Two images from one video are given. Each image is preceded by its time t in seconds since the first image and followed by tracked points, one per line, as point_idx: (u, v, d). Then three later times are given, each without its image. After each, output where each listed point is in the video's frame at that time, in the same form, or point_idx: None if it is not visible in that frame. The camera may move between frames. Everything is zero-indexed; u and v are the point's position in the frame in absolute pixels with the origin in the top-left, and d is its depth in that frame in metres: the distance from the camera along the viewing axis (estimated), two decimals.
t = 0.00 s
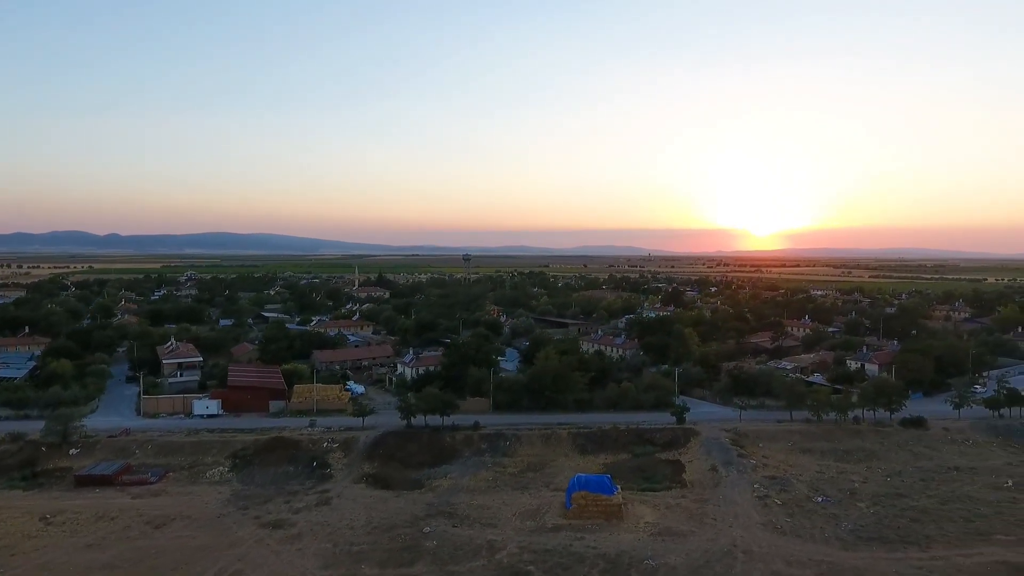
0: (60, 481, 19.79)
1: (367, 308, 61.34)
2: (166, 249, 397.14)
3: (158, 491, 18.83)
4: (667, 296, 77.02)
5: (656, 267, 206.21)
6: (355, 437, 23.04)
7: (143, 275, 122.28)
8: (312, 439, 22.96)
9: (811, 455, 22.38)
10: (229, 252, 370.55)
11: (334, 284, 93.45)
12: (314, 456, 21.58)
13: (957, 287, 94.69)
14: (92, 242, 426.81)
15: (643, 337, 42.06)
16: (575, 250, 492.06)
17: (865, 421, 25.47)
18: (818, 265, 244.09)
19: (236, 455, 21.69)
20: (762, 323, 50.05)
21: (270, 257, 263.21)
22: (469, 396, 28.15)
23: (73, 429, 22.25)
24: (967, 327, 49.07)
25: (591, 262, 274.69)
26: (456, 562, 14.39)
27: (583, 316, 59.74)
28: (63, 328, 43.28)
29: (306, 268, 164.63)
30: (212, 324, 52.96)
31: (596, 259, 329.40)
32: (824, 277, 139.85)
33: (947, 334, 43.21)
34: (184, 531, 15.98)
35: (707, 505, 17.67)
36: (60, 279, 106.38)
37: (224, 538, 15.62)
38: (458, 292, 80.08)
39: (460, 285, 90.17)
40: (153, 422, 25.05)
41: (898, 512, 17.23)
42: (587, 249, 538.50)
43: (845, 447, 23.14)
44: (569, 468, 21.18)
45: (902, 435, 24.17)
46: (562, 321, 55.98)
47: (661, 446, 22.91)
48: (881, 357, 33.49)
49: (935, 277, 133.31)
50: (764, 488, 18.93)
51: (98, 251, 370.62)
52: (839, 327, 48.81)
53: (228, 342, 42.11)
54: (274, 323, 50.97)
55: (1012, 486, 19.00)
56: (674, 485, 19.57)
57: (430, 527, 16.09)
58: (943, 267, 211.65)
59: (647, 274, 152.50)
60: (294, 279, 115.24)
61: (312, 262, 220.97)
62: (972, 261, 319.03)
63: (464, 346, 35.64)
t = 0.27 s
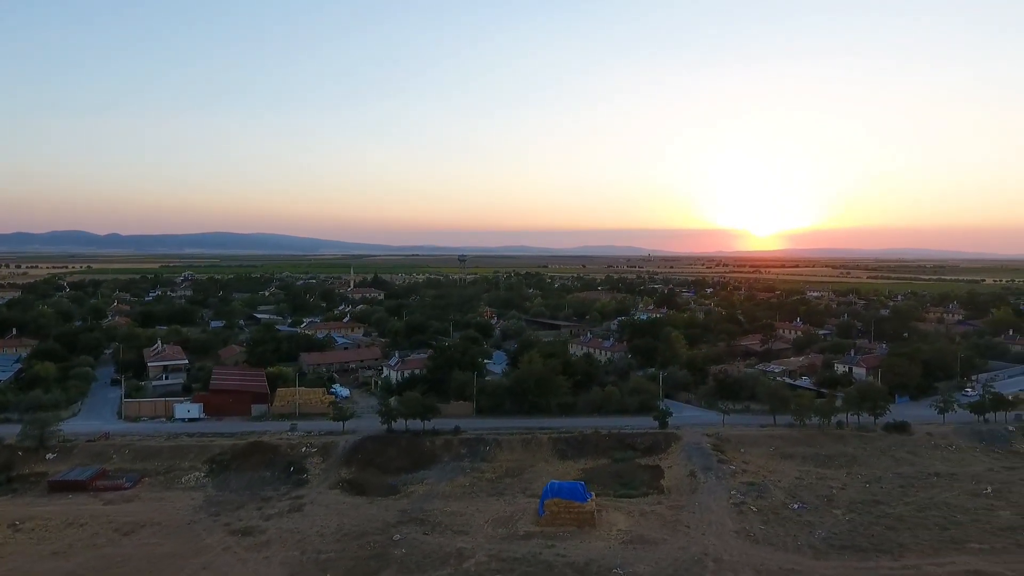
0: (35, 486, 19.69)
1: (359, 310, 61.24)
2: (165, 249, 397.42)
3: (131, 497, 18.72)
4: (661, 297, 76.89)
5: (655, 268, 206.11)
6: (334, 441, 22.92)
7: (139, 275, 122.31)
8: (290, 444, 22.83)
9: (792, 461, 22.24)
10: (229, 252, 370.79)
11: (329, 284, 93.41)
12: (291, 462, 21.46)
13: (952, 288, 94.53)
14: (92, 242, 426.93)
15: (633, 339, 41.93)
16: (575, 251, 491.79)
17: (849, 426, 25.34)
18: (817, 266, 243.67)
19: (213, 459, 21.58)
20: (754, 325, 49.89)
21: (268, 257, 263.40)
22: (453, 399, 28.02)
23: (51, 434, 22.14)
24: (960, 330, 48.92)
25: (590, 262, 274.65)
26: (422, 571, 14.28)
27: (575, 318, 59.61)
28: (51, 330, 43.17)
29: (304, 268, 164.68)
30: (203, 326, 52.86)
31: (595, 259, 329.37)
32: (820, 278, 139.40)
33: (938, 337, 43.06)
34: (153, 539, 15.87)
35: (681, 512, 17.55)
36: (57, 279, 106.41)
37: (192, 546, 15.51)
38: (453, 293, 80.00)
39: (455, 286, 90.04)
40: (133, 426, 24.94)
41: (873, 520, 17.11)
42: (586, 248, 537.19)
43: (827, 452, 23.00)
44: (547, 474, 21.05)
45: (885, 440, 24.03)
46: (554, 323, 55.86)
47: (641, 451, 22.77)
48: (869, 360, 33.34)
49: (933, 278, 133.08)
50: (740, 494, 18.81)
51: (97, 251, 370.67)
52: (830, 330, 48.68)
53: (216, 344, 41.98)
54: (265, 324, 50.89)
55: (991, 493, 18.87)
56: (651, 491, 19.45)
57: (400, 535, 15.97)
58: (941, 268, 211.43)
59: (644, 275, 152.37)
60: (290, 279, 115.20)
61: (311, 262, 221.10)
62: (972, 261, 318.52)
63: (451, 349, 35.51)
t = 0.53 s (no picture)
0: (11, 491, 19.59)
1: (353, 311, 61.14)
2: (164, 249, 397.26)
3: (107, 502, 18.61)
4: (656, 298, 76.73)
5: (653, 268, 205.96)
6: (315, 446, 22.81)
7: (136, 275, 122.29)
8: (271, 448, 22.72)
9: (775, 466, 22.12)
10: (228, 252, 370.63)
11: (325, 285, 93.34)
12: (270, 466, 21.35)
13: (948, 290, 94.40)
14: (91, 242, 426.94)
15: (623, 341, 41.79)
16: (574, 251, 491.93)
17: (834, 430, 25.21)
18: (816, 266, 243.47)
19: (193, 464, 21.46)
20: (747, 327, 49.76)
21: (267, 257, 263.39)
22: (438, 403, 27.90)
23: (30, 437, 22.04)
24: (953, 332, 48.76)
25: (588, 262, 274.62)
26: None
27: (569, 320, 59.49)
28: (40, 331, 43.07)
29: (302, 268, 164.63)
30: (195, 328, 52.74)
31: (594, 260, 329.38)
32: (818, 279, 139.28)
33: (930, 340, 42.90)
34: (124, 545, 15.77)
35: (659, 518, 17.43)
36: (53, 280, 106.35)
37: (163, 552, 15.40)
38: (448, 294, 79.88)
39: (451, 287, 89.89)
40: (115, 430, 24.83)
41: (851, 526, 16.99)
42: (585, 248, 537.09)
43: (811, 457, 22.87)
44: (528, 479, 20.94)
45: (870, 445, 23.89)
46: (547, 325, 55.76)
47: (624, 456, 22.65)
48: (859, 363, 33.18)
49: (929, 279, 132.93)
50: (720, 500, 18.69)
51: (96, 250, 370.65)
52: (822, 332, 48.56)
53: (205, 346, 41.86)
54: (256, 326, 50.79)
55: (972, 499, 18.76)
56: (630, 496, 19.34)
57: (373, 541, 15.88)
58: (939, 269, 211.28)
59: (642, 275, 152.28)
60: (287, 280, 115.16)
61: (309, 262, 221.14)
62: (972, 262, 318.38)
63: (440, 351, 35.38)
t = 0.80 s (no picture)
0: None
1: (345, 312, 61.02)
2: (163, 249, 397.08)
3: (83, 507, 18.52)
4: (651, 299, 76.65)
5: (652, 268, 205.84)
6: (296, 449, 22.71)
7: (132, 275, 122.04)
8: (252, 451, 22.62)
9: (757, 471, 22.03)
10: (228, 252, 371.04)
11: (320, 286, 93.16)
12: (251, 470, 21.27)
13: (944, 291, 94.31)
14: (91, 242, 426.47)
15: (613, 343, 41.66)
16: (573, 251, 491.36)
17: (819, 434, 25.11)
18: (815, 267, 243.27)
19: (173, 468, 21.38)
20: (739, 329, 49.61)
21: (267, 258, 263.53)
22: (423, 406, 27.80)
23: (10, 441, 21.93)
24: (945, 334, 48.63)
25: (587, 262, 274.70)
26: None
27: (562, 321, 59.35)
28: (29, 332, 42.92)
29: (299, 269, 164.44)
30: (185, 329, 52.57)
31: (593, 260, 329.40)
32: (815, 280, 139.30)
33: (921, 342, 42.79)
34: (95, 552, 15.65)
35: (637, 525, 17.31)
36: (50, 281, 105.79)
37: (134, 559, 15.28)
38: (443, 295, 79.73)
39: (446, 288, 89.81)
40: (97, 433, 24.75)
41: (830, 533, 16.88)
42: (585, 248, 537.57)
43: (794, 461, 22.76)
44: (508, 484, 20.83)
45: (854, 449, 23.79)
46: (540, 326, 55.65)
47: (606, 460, 22.57)
48: (847, 365, 33.07)
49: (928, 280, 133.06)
50: (699, 505, 18.57)
51: (96, 250, 371.16)
52: (815, 334, 48.41)
53: (195, 348, 41.75)
54: (248, 327, 50.67)
55: (952, 505, 18.66)
56: (610, 502, 19.24)
57: (347, 547, 15.77)
58: (938, 270, 211.36)
59: (639, 275, 152.26)
60: (283, 280, 115.05)
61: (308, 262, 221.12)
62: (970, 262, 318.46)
63: (428, 353, 35.27)
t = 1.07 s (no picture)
0: None
1: (337, 313, 60.89)
2: (162, 249, 397.01)
3: (55, 513, 18.42)
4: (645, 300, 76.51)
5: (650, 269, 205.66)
6: (274, 454, 22.59)
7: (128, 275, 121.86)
8: (230, 456, 22.51)
9: (737, 476, 21.91)
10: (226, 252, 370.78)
11: (315, 286, 93.03)
12: (227, 475, 21.16)
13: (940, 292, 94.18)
14: (90, 242, 426.45)
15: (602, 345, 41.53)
16: (573, 251, 491.19)
17: (802, 439, 24.99)
18: (813, 267, 243.08)
19: (149, 472, 21.27)
20: (730, 331, 49.47)
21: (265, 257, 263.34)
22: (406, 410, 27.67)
23: None
24: (937, 336, 48.47)
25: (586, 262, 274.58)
26: None
27: (554, 323, 59.22)
28: (17, 334, 42.82)
29: (296, 269, 164.39)
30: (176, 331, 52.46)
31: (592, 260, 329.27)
32: (812, 280, 139.18)
33: (912, 344, 42.66)
34: (61, 559, 15.53)
35: (609, 532, 17.18)
36: (45, 281, 105.69)
37: (100, 567, 15.16)
38: (437, 296, 79.58)
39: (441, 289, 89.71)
40: (76, 437, 24.65)
41: (804, 540, 16.76)
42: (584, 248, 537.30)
43: (775, 467, 22.64)
44: (485, 489, 20.72)
45: (836, 454, 23.66)
46: (532, 328, 55.53)
47: (586, 465, 22.46)
48: (834, 368, 32.93)
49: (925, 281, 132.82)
50: (675, 512, 18.45)
51: (95, 250, 370.99)
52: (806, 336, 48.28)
53: (183, 349, 41.64)
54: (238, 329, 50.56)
55: (930, 512, 18.53)
56: (586, 508, 19.11)
57: (315, 555, 15.66)
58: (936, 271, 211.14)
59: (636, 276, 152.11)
60: (279, 280, 114.88)
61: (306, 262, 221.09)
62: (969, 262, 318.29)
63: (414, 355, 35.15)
